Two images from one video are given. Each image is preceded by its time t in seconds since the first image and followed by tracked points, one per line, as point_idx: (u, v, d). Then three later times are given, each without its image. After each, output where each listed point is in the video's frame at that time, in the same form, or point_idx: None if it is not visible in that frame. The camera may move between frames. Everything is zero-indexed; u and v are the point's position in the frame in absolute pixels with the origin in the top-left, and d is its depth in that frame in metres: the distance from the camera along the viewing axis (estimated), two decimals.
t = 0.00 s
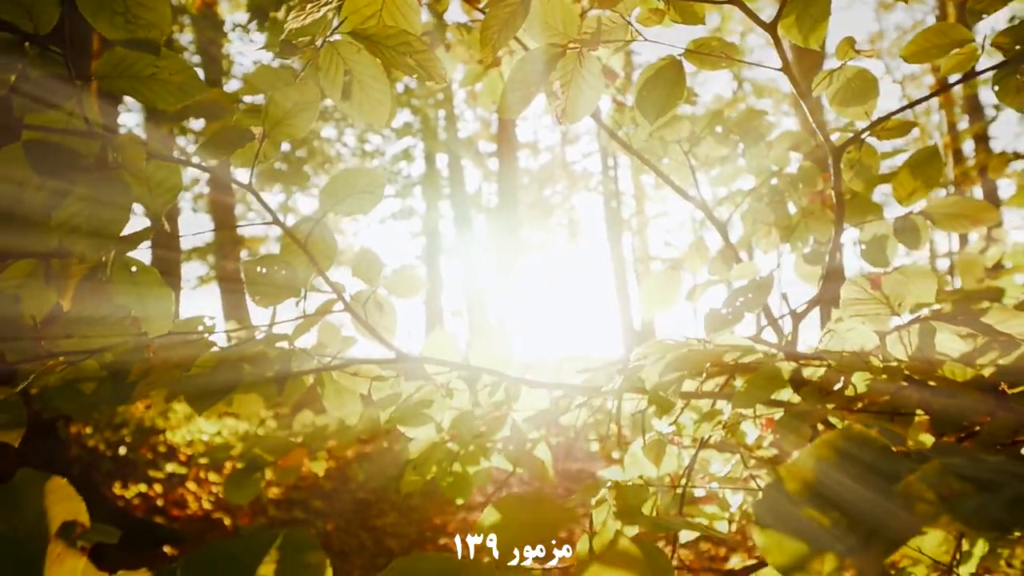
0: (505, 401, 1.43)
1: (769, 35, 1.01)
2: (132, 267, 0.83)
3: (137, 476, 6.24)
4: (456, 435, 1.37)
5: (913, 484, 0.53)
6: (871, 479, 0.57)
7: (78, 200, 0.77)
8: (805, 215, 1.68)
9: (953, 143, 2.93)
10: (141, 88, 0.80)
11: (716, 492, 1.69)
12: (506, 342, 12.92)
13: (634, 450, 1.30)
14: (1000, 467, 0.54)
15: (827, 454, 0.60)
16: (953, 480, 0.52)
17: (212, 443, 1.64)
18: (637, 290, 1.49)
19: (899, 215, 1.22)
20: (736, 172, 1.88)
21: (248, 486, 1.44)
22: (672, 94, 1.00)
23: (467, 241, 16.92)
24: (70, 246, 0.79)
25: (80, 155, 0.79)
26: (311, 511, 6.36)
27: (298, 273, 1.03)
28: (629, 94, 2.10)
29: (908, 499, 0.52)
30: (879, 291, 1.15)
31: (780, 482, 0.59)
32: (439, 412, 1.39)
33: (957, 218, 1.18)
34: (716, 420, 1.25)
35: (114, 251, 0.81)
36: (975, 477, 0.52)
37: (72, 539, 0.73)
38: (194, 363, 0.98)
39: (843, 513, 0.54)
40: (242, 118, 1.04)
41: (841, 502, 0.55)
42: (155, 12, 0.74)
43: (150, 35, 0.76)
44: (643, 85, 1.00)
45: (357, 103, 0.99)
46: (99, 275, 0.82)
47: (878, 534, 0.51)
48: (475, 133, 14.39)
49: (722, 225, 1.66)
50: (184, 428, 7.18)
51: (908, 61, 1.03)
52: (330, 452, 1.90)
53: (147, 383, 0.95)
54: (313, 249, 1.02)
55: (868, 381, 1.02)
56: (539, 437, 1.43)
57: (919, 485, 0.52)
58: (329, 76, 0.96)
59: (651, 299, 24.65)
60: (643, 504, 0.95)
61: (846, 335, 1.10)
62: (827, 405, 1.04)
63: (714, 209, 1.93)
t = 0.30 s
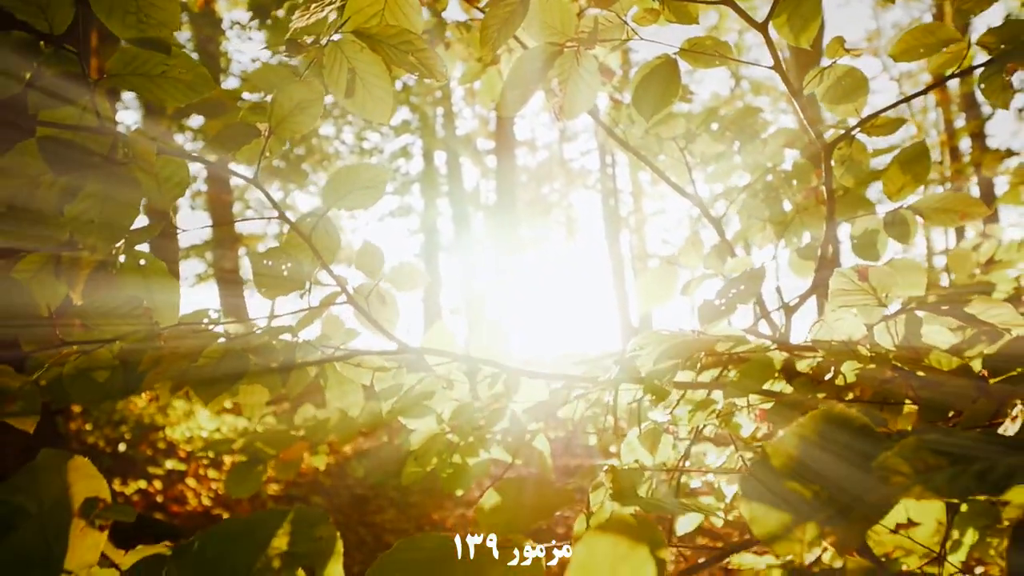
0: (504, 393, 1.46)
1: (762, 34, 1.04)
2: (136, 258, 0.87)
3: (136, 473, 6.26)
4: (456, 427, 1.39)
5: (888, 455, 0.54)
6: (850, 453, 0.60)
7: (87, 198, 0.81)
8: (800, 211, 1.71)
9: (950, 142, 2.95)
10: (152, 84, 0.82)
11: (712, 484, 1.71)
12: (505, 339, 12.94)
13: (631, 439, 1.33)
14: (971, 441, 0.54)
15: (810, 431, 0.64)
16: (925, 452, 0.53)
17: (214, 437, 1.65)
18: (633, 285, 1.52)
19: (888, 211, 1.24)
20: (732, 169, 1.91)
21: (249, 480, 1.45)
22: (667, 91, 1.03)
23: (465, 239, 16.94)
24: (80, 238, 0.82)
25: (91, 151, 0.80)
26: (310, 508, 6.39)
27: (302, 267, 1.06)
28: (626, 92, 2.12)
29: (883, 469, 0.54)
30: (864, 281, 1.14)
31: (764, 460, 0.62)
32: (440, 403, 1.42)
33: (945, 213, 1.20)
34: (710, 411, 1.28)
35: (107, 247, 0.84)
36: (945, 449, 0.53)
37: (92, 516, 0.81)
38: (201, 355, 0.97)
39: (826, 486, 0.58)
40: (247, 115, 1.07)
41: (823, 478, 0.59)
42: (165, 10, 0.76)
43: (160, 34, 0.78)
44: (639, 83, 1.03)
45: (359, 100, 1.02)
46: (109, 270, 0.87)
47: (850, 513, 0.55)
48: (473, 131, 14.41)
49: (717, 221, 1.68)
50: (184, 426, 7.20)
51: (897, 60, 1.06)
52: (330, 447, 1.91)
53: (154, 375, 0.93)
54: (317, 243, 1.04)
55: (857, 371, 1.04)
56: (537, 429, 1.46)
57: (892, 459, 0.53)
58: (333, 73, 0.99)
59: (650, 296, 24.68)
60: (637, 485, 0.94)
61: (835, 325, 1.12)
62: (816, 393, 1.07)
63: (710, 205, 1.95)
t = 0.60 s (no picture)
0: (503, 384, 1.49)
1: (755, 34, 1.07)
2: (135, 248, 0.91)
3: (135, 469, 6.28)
4: (457, 419, 1.42)
5: (864, 433, 0.59)
6: (829, 431, 0.64)
7: (101, 195, 0.82)
8: (793, 208, 1.74)
9: (946, 141, 2.98)
10: (168, 83, 0.85)
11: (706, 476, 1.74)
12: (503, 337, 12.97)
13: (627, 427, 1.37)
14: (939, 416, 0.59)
15: (792, 409, 0.67)
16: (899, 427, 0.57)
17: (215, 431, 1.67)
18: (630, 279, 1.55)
19: (877, 206, 1.28)
20: (726, 167, 1.94)
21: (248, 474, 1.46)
22: (663, 90, 1.06)
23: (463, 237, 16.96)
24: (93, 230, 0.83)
25: (108, 146, 0.83)
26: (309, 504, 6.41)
27: (310, 260, 1.08)
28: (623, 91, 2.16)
29: (859, 444, 0.59)
30: (850, 271, 1.18)
31: (748, 436, 0.66)
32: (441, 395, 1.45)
33: (931, 209, 1.24)
34: (703, 401, 1.32)
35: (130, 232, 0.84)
36: (918, 426, 0.57)
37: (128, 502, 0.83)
38: (210, 345, 1.01)
39: (805, 459, 0.62)
40: (255, 112, 1.10)
41: (802, 453, 0.62)
42: (178, 11, 0.79)
43: (175, 33, 0.81)
44: (636, 81, 1.06)
45: (361, 98, 1.04)
46: (120, 259, 0.89)
47: (826, 483, 0.59)
48: (471, 129, 14.43)
49: (712, 217, 1.71)
50: (183, 423, 7.22)
51: (885, 59, 1.09)
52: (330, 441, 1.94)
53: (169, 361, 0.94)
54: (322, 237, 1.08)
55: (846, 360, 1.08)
56: (535, 420, 1.48)
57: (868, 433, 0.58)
58: (338, 72, 1.01)
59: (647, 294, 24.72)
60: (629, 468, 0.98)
61: (822, 314, 1.13)
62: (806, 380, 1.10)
63: (706, 202, 1.98)
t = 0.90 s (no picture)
0: (504, 378, 1.52)
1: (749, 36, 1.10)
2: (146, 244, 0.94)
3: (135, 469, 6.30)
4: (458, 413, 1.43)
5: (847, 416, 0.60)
6: (814, 418, 0.67)
7: (111, 195, 0.86)
8: (789, 206, 1.77)
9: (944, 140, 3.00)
10: (181, 84, 0.87)
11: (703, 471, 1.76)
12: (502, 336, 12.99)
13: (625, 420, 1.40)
14: (930, 401, 0.61)
15: (782, 396, 0.69)
16: (882, 412, 0.60)
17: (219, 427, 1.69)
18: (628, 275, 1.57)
19: (870, 204, 1.31)
20: (723, 166, 1.97)
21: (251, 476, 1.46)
22: (660, 90, 1.09)
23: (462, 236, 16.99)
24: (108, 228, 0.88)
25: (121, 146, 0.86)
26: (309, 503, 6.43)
27: (317, 253, 1.11)
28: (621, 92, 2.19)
29: (843, 427, 0.60)
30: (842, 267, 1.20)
31: (737, 424, 0.69)
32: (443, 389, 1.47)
33: (922, 206, 1.27)
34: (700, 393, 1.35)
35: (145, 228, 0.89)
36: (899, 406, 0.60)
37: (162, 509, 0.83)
38: (219, 339, 1.03)
39: (791, 444, 0.65)
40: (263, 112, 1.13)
41: (790, 438, 0.66)
42: (192, 15, 0.81)
43: (186, 36, 0.83)
44: (634, 82, 1.09)
45: (368, 97, 1.08)
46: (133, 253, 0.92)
47: (811, 465, 0.63)
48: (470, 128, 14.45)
49: (709, 215, 1.74)
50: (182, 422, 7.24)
51: (876, 61, 1.12)
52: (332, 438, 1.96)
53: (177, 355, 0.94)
54: (328, 233, 1.10)
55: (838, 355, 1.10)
56: (535, 414, 1.50)
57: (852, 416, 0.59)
58: (344, 72, 1.04)
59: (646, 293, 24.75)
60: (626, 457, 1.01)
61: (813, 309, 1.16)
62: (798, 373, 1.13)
63: (703, 200, 2.01)
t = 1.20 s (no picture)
0: (506, 373, 1.56)
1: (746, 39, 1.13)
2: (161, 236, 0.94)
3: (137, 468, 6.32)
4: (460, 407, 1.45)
5: (837, 401, 0.66)
6: (802, 404, 0.69)
7: (127, 195, 0.88)
8: (785, 205, 1.80)
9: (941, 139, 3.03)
10: (196, 87, 0.92)
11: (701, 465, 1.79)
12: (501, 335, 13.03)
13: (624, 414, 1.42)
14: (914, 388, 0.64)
15: (774, 384, 0.72)
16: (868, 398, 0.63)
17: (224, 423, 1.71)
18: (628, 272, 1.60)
19: (864, 202, 1.34)
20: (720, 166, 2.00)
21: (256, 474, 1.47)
22: (659, 91, 1.12)
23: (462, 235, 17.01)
24: (126, 226, 0.89)
25: (137, 145, 0.89)
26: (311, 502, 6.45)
27: (325, 251, 1.13)
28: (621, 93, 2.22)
29: (832, 412, 0.66)
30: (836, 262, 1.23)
31: (730, 411, 0.72)
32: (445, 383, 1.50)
33: (914, 205, 1.30)
34: (696, 385, 1.38)
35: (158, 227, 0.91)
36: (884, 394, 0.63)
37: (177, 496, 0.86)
38: (229, 333, 1.06)
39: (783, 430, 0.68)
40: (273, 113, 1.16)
41: (782, 424, 0.68)
42: (205, 18, 0.85)
43: (202, 41, 0.87)
44: (633, 83, 1.12)
45: (374, 99, 1.11)
46: (148, 250, 0.93)
47: (798, 449, 0.66)
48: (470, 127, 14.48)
49: (707, 213, 1.77)
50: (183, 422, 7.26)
51: (868, 62, 1.16)
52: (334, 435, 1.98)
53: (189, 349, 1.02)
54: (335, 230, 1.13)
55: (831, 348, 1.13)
56: (536, 409, 1.53)
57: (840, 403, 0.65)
58: (353, 73, 1.07)
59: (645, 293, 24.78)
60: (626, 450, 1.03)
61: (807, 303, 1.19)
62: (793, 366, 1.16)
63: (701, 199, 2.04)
